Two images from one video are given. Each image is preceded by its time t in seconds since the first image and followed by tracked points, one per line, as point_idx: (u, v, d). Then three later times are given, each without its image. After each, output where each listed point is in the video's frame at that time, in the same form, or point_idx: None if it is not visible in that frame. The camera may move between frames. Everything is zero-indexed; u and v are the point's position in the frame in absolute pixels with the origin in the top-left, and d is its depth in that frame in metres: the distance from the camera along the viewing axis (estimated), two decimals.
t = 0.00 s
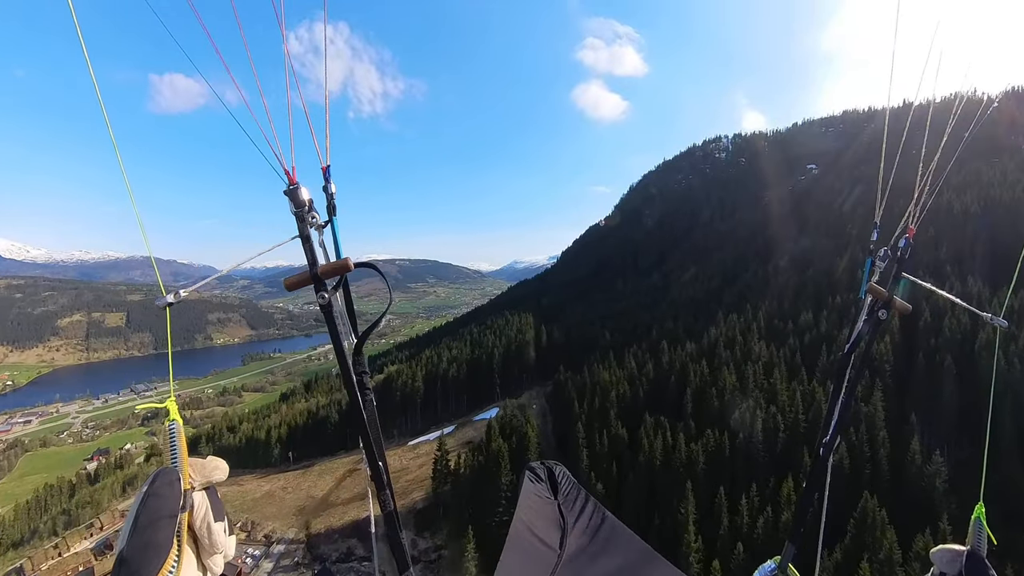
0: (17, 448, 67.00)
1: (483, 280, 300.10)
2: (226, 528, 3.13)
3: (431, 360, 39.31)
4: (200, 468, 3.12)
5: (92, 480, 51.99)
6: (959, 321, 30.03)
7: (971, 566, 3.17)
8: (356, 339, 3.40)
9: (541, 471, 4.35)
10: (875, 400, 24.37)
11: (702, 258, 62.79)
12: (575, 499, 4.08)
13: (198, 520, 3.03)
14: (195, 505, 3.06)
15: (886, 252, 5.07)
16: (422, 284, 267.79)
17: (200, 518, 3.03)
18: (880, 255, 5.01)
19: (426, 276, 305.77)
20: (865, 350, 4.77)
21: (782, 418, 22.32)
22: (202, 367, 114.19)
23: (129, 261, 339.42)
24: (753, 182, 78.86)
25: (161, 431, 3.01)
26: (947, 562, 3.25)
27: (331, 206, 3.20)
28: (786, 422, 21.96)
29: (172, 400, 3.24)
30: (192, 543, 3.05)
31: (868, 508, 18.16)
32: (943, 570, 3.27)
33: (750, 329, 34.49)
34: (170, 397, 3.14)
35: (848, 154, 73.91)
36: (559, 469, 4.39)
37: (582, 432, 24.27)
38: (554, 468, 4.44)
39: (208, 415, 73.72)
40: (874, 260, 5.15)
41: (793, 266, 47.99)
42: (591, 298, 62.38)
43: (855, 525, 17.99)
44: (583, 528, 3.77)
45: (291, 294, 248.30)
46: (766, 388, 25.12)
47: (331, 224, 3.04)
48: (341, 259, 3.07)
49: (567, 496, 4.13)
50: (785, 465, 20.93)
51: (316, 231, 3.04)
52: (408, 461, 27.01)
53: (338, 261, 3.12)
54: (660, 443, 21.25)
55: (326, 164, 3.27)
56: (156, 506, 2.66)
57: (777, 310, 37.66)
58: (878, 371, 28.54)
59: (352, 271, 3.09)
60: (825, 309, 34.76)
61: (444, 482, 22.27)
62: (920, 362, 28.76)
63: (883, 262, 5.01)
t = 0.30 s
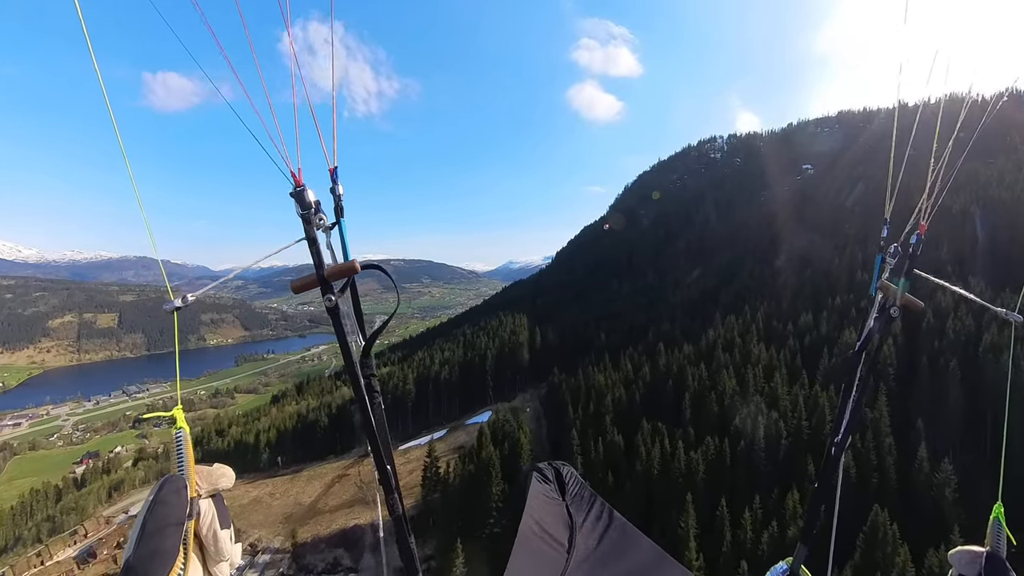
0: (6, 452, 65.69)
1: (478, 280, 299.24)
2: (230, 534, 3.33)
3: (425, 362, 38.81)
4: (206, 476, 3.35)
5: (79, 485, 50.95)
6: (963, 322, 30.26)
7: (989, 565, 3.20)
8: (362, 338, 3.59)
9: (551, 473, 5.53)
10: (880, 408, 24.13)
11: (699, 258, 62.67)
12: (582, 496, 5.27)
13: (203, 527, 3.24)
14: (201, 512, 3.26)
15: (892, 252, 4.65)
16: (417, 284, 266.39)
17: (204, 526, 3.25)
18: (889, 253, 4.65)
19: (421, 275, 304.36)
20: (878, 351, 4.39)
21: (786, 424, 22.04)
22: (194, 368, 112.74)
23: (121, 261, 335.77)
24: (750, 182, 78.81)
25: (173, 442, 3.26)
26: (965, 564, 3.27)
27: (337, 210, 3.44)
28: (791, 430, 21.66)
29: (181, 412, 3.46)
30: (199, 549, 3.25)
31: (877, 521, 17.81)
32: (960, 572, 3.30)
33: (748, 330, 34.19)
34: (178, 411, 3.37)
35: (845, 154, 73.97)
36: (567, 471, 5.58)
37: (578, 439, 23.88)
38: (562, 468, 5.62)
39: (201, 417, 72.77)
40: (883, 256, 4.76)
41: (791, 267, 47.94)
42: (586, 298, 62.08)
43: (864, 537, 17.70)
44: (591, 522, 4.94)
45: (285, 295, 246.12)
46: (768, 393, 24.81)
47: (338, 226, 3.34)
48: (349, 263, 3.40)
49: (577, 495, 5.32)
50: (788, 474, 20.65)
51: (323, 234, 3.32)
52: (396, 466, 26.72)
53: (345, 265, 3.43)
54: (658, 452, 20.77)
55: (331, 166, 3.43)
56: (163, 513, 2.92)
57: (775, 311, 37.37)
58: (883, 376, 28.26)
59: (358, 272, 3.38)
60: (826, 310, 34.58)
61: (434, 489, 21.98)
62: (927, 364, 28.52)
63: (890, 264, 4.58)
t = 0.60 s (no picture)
0: None
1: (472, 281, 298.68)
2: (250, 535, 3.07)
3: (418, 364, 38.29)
4: (226, 474, 3.03)
5: (66, 490, 49.87)
6: (968, 323, 30.20)
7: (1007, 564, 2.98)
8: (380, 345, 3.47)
9: (561, 475, 5.30)
10: (886, 415, 23.83)
11: (696, 258, 62.47)
12: (592, 500, 5.02)
13: (224, 528, 2.97)
14: (220, 514, 2.97)
15: (902, 251, 4.51)
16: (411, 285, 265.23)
17: (227, 526, 2.97)
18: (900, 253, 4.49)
19: (415, 276, 303.16)
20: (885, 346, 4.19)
21: (790, 432, 21.67)
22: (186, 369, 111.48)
23: (114, 260, 332.93)
24: (746, 182, 78.69)
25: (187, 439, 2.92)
26: (980, 561, 3.08)
27: (352, 212, 3.35)
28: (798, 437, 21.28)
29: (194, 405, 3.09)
30: (218, 550, 2.98)
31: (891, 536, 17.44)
32: (975, 569, 3.11)
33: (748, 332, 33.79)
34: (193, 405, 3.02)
35: (841, 155, 74.16)
36: (577, 474, 5.38)
37: (574, 447, 23.45)
38: (572, 471, 5.43)
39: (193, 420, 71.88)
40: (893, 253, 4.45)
41: (788, 266, 47.84)
42: (581, 299, 61.73)
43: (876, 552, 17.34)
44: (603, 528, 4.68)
45: (278, 296, 244.30)
46: (772, 399, 24.41)
47: (355, 228, 3.24)
48: (368, 266, 3.30)
49: (588, 497, 5.08)
50: (794, 484, 20.33)
51: (342, 234, 3.19)
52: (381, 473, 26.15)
53: (364, 267, 3.31)
54: (657, 461, 20.26)
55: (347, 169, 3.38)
56: (183, 514, 2.61)
57: (774, 313, 37.08)
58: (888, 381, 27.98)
59: (377, 274, 3.25)
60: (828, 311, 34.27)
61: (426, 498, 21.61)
62: (933, 367, 28.25)
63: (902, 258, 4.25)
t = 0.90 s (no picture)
0: None
1: (468, 282, 297.52)
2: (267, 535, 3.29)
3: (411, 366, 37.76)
4: (243, 475, 3.33)
5: (54, 494, 49.03)
6: (974, 326, 30.04)
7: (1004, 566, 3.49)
8: (390, 348, 3.71)
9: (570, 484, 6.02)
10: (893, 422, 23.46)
11: (692, 258, 62.29)
12: (598, 507, 5.69)
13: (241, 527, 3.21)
14: (237, 512, 3.21)
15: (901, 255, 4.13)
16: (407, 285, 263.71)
17: (242, 527, 3.20)
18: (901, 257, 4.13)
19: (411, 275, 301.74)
20: (889, 357, 4.03)
21: (794, 440, 21.29)
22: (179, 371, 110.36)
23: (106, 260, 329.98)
24: (742, 182, 78.56)
25: (210, 442, 3.26)
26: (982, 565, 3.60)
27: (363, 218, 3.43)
28: (801, 446, 20.89)
29: (218, 411, 3.46)
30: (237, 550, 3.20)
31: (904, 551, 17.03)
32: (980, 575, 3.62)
33: (746, 334, 33.55)
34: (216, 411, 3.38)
35: (838, 155, 74.03)
36: (587, 483, 6.03)
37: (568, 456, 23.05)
38: (580, 479, 6.12)
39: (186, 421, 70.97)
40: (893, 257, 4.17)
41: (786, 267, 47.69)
42: (577, 300, 61.34)
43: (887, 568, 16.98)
44: (608, 531, 5.27)
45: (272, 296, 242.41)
46: (775, 405, 24.00)
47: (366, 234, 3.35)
48: (378, 272, 3.39)
49: (592, 505, 5.76)
50: (799, 495, 20.00)
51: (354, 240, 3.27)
52: (373, 479, 25.78)
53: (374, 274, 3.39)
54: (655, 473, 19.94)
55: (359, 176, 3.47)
56: (205, 510, 2.90)
57: (772, 314, 36.79)
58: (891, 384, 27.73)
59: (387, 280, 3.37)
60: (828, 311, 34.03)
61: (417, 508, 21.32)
62: (941, 371, 27.94)
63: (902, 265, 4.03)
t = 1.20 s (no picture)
0: None
1: (464, 282, 296.83)
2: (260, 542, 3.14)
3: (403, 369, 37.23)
4: (235, 478, 3.17)
5: (41, 499, 48.12)
6: (978, 330, 29.84)
7: None
8: (384, 352, 3.42)
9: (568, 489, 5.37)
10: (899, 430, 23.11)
11: (689, 258, 62.07)
12: (600, 516, 5.09)
13: (233, 533, 3.05)
14: (230, 517, 3.05)
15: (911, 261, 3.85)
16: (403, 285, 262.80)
17: (235, 532, 3.05)
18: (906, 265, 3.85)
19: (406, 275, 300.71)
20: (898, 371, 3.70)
21: (796, 447, 20.98)
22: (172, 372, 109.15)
23: (98, 260, 327.11)
24: (739, 182, 78.42)
25: (200, 445, 3.11)
26: None
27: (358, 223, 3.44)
28: (804, 453, 20.61)
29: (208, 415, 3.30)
30: (228, 556, 3.04)
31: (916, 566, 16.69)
32: None
33: (745, 335, 33.27)
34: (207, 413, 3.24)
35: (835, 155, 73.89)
36: (585, 487, 5.37)
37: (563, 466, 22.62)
38: (580, 483, 5.43)
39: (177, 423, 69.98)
40: (894, 267, 3.87)
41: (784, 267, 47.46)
42: (573, 300, 60.92)
43: None
44: (610, 544, 4.77)
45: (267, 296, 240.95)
46: (775, 410, 23.69)
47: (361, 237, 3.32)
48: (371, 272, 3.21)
49: (595, 511, 5.14)
50: (802, 505, 19.71)
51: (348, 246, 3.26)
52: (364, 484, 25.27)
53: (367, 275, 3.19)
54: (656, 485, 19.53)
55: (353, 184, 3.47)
56: (195, 516, 2.70)
57: (769, 315, 36.58)
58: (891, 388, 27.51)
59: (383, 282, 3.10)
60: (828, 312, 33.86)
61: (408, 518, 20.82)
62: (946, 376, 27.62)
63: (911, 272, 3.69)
